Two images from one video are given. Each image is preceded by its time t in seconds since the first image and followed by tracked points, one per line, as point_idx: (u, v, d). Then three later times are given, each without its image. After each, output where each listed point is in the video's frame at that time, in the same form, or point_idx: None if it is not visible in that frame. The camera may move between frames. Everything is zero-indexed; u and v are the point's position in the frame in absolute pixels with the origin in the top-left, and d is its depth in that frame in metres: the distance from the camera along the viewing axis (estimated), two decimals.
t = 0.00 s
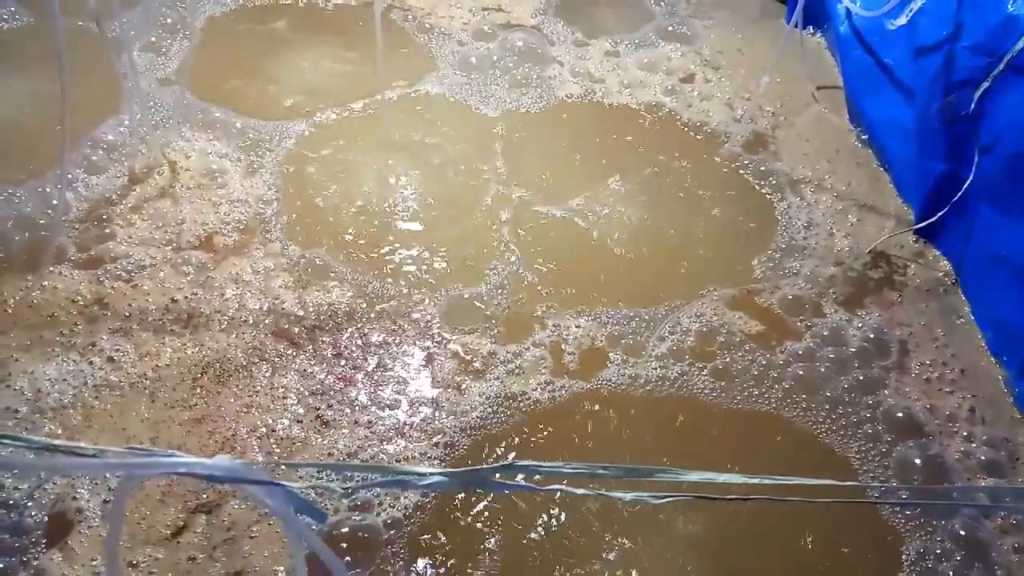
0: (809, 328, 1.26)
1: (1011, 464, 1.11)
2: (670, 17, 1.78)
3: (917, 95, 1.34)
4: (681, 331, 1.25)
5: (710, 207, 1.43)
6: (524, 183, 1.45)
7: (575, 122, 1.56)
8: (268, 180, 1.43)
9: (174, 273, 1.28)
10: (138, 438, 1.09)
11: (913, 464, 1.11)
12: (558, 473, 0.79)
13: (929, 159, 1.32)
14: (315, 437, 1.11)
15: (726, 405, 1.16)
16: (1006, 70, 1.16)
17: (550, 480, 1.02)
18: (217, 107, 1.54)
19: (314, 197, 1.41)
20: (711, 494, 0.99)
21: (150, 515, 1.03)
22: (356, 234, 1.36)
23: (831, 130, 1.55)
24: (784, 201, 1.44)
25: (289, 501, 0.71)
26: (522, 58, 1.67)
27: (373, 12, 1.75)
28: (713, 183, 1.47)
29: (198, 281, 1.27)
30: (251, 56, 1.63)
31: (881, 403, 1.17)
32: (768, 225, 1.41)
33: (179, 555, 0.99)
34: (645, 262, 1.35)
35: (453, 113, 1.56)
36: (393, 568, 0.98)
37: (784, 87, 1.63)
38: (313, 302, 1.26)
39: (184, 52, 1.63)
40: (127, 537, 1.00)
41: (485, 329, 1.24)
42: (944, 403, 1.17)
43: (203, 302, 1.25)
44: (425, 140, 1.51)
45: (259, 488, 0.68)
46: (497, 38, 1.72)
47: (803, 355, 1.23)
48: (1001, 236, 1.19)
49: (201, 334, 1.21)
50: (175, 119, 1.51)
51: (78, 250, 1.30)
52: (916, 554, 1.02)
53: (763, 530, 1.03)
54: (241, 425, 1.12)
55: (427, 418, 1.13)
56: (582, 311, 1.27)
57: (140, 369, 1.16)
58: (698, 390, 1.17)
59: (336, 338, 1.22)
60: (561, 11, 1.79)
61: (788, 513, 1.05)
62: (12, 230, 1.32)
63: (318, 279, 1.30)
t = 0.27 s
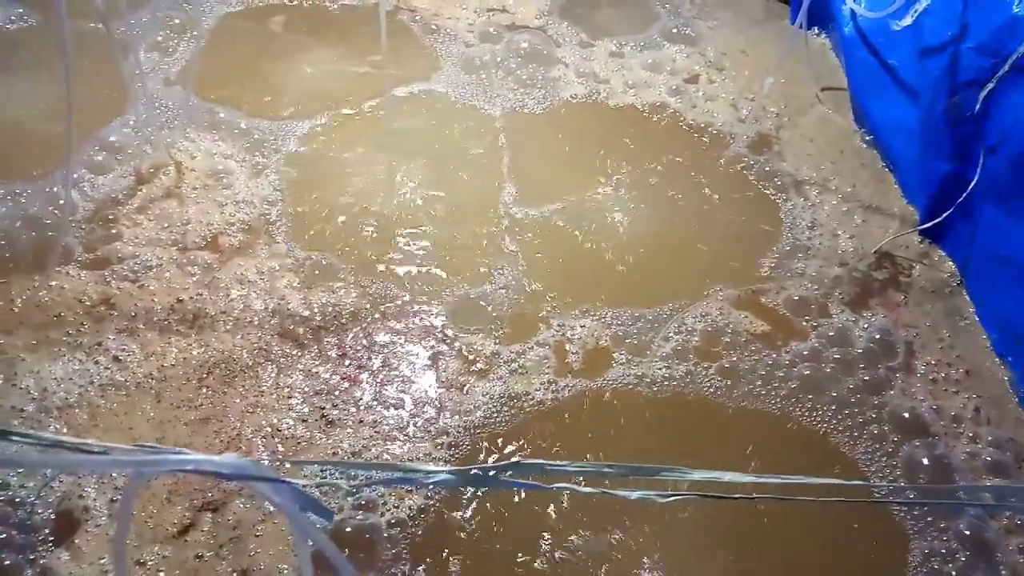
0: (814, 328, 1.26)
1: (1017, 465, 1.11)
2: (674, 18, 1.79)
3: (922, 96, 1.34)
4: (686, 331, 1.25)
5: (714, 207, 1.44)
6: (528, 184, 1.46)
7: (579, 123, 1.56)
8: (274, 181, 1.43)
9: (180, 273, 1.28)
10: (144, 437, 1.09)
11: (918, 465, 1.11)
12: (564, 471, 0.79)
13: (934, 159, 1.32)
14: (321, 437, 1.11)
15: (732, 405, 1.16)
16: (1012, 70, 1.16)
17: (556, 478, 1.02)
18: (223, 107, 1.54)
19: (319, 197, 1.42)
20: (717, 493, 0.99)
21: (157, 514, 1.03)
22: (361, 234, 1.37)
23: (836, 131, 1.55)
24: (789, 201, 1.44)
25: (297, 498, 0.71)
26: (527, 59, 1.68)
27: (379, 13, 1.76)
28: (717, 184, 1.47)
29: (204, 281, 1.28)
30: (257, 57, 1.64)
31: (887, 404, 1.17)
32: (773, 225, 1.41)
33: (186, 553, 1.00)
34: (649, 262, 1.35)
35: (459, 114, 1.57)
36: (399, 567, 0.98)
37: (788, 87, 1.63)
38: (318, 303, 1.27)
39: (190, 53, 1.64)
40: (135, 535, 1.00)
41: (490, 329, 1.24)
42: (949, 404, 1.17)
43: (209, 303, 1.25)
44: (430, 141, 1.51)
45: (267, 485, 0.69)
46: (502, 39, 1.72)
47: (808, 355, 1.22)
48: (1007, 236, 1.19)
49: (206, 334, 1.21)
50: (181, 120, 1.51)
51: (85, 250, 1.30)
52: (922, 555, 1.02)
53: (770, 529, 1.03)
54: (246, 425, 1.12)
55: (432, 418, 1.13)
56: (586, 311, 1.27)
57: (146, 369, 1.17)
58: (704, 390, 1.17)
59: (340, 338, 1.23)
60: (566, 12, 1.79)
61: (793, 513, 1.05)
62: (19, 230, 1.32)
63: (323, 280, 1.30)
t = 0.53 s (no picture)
0: (824, 328, 1.26)
1: None
2: (683, 18, 1.78)
3: (932, 96, 1.34)
4: (695, 330, 1.25)
5: (724, 207, 1.43)
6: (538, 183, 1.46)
7: (588, 122, 1.56)
8: (283, 181, 1.43)
9: (190, 272, 1.29)
10: (153, 436, 1.10)
11: (928, 466, 1.10)
12: (573, 468, 0.79)
13: (944, 159, 1.32)
14: (329, 435, 1.11)
15: (741, 405, 1.16)
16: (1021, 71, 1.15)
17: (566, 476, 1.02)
18: (233, 107, 1.55)
19: (328, 197, 1.42)
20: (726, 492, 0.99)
21: (166, 512, 1.03)
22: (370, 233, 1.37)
23: (845, 131, 1.55)
24: (798, 202, 1.44)
25: (308, 494, 0.71)
26: (536, 59, 1.68)
27: (387, 13, 1.76)
28: (726, 184, 1.47)
29: (213, 280, 1.28)
30: (266, 57, 1.64)
31: (896, 405, 1.17)
32: (782, 225, 1.41)
33: (197, 550, 1.00)
34: (659, 262, 1.34)
35: (468, 113, 1.57)
36: (407, 566, 0.98)
37: (797, 87, 1.63)
38: (327, 303, 1.27)
39: (201, 53, 1.64)
40: (145, 532, 1.01)
41: (499, 328, 1.24)
42: (959, 405, 1.17)
43: (218, 302, 1.25)
44: (439, 140, 1.52)
45: (279, 481, 0.69)
46: (510, 39, 1.73)
47: (818, 355, 1.22)
48: (1016, 236, 1.19)
49: (216, 333, 1.22)
50: (191, 119, 1.51)
51: (95, 249, 1.31)
52: (931, 556, 1.01)
53: (779, 530, 1.03)
54: (255, 424, 1.12)
55: (440, 417, 1.13)
56: (595, 310, 1.27)
57: (155, 367, 1.17)
58: (713, 390, 1.17)
59: (349, 337, 1.23)
60: (574, 12, 1.79)
61: (802, 512, 1.05)
62: (30, 229, 1.33)
63: (332, 279, 1.30)
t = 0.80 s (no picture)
0: (836, 329, 1.25)
1: None
2: (695, 19, 1.78)
3: (945, 97, 1.33)
4: (707, 331, 1.24)
5: (735, 209, 1.43)
6: (550, 184, 1.46)
7: (599, 123, 1.56)
8: (295, 182, 1.44)
9: (202, 273, 1.29)
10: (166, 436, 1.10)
11: (941, 469, 1.10)
12: (586, 468, 0.78)
13: (956, 160, 1.31)
14: (341, 435, 1.11)
15: (753, 406, 1.15)
16: None
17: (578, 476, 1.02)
18: (246, 108, 1.55)
19: (339, 198, 1.42)
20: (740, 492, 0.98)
21: (179, 512, 1.03)
22: (382, 234, 1.37)
23: (857, 132, 1.54)
24: (810, 203, 1.44)
25: (324, 492, 0.71)
26: (546, 60, 1.68)
27: (399, 15, 1.76)
28: (738, 185, 1.46)
29: (225, 281, 1.28)
30: (278, 58, 1.65)
31: (909, 407, 1.16)
32: (794, 226, 1.40)
33: (210, 550, 1.00)
34: (670, 263, 1.34)
35: (480, 115, 1.57)
36: (418, 567, 0.98)
37: (809, 89, 1.62)
38: (339, 304, 1.27)
39: (213, 54, 1.65)
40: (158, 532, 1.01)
41: (510, 329, 1.24)
42: (973, 407, 1.16)
43: (230, 303, 1.25)
44: (451, 141, 1.52)
45: (295, 479, 0.69)
46: (522, 40, 1.73)
47: (831, 357, 1.22)
48: None
49: (228, 334, 1.22)
50: (204, 120, 1.52)
51: (108, 249, 1.31)
52: (945, 558, 1.00)
53: (792, 531, 1.02)
54: (267, 424, 1.12)
55: (451, 417, 1.13)
56: (607, 311, 1.27)
57: (168, 367, 1.17)
58: (726, 391, 1.17)
59: (360, 338, 1.23)
60: (585, 13, 1.79)
61: (817, 514, 1.04)
62: (44, 230, 1.34)
63: (343, 280, 1.30)
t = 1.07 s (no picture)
0: (846, 332, 1.25)
1: None
2: (704, 22, 1.78)
3: (955, 99, 1.33)
4: (716, 334, 1.24)
5: (744, 211, 1.43)
6: (558, 187, 1.46)
7: (608, 126, 1.56)
8: (305, 185, 1.44)
9: (212, 275, 1.29)
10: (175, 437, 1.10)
11: (951, 472, 1.09)
12: (596, 470, 0.77)
13: (966, 163, 1.31)
14: (350, 437, 1.11)
15: (762, 409, 1.15)
16: None
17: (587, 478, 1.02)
18: (256, 110, 1.56)
19: (348, 200, 1.42)
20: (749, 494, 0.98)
21: (189, 513, 1.03)
22: (390, 237, 1.37)
23: (866, 135, 1.54)
24: (820, 206, 1.43)
25: (335, 492, 0.71)
26: (555, 63, 1.68)
27: (409, 18, 1.77)
28: (746, 188, 1.46)
29: (235, 284, 1.28)
30: (289, 61, 1.65)
31: (918, 410, 1.16)
32: (803, 229, 1.40)
33: (220, 551, 1.00)
34: (678, 266, 1.34)
35: (489, 117, 1.57)
36: (427, 568, 0.98)
37: (818, 92, 1.62)
38: (347, 306, 1.27)
39: (224, 57, 1.66)
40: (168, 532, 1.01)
41: (518, 331, 1.24)
42: (982, 411, 1.16)
43: (239, 305, 1.26)
44: (460, 144, 1.52)
45: (307, 479, 0.69)
46: (531, 43, 1.73)
47: (840, 360, 1.21)
48: None
49: (237, 337, 1.22)
50: (214, 123, 1.53)
51: (119, 251, 1.32)
52: (954, 562, 1.00)
53: (801, 532, 1.02)
54: (276, 426, 1.12)
55: (459, 419, 1.13)
56: (615, 314, 1.27)
57: (177, 369, 1.18)
58: (735, 394, 1.17)
59: (369, 340, 1.23)
60: (594, 16, 1.80)
61: (826, 516, 1.04)
62: (55, 232, 1.34)
63: (352, 282, 1.30)
